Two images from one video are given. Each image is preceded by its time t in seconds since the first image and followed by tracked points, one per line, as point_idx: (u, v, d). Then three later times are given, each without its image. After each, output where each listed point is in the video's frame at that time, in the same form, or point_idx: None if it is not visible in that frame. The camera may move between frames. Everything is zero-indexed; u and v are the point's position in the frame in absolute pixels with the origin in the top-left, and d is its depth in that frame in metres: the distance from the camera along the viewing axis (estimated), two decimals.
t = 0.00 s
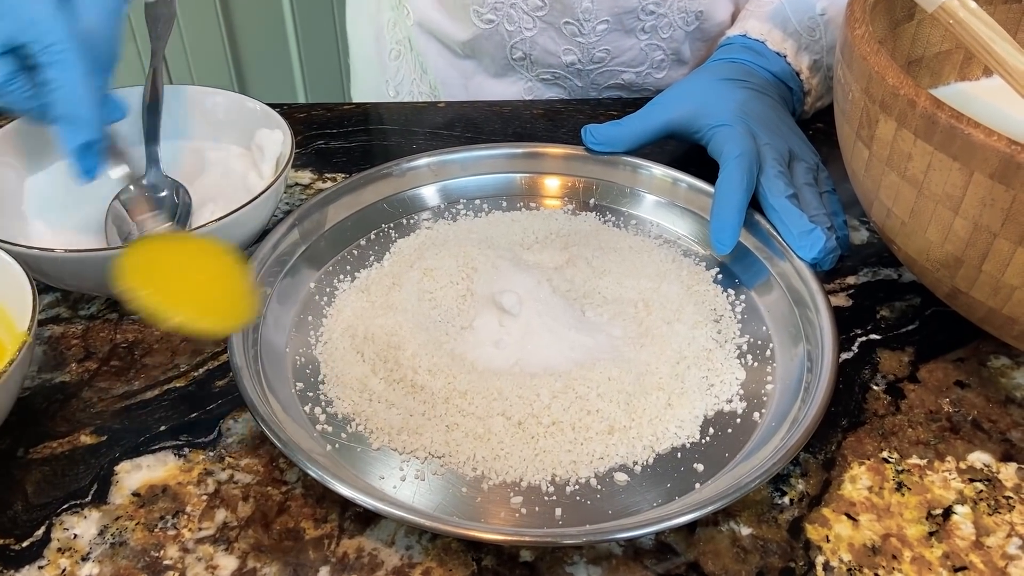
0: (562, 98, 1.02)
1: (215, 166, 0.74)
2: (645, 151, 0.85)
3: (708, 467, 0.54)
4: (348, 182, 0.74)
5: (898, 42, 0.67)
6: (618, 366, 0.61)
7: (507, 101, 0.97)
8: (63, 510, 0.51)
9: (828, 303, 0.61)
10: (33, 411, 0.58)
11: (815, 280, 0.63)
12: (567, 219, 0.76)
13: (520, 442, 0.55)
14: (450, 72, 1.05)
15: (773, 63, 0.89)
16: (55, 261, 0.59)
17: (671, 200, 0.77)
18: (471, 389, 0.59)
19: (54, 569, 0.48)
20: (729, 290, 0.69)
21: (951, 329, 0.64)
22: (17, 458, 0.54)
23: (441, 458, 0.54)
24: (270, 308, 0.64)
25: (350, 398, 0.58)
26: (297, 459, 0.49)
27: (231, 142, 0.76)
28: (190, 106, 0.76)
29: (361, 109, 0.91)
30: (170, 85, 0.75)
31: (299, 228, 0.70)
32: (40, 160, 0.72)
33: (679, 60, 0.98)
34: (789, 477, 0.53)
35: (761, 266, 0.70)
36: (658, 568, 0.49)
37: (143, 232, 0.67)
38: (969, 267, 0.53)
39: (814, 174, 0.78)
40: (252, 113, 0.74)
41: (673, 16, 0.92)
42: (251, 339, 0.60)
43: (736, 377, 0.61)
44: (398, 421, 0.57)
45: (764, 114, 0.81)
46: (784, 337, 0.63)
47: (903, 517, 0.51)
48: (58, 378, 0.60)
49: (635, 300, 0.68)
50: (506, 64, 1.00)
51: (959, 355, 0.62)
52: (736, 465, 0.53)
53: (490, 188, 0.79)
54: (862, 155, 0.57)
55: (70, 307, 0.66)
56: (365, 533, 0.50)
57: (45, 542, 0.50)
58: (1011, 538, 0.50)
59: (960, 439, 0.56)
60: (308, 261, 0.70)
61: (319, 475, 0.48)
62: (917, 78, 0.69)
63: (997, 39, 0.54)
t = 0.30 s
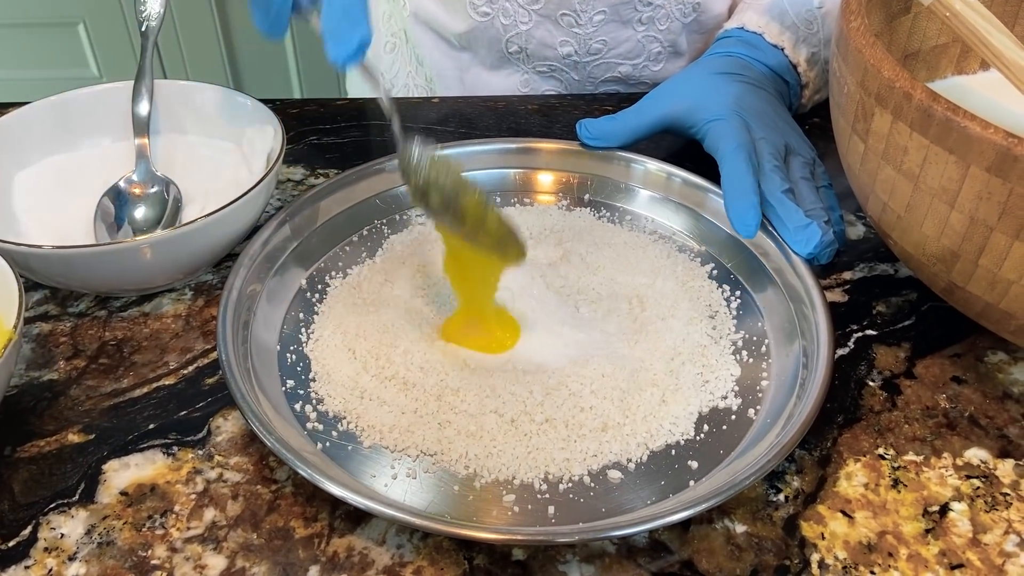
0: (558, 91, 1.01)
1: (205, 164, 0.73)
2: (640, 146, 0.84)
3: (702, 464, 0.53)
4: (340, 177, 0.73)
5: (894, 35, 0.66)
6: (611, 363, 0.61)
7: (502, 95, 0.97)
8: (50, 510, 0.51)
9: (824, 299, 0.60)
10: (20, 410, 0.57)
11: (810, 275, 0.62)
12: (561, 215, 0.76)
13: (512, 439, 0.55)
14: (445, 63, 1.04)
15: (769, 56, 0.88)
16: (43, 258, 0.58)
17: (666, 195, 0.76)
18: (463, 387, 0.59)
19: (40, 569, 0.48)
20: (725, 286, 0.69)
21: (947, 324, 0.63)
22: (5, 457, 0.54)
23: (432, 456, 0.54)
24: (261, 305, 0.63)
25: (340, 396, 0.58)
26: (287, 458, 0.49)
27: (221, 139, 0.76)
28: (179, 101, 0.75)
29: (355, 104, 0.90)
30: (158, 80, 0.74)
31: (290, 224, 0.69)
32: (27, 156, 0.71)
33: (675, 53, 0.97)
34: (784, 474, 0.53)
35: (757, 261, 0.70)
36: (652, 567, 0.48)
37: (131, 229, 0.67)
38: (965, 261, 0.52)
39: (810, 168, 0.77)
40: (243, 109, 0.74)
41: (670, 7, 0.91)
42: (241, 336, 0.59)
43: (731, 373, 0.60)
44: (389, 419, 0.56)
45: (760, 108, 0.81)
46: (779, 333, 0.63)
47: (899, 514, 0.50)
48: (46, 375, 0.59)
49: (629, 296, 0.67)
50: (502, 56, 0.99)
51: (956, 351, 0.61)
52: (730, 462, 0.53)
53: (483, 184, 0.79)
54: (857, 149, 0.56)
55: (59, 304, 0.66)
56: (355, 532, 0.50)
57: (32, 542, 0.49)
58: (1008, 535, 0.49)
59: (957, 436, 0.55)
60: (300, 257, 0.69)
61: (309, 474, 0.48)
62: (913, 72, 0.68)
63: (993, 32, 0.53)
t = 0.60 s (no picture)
0: (556, 85, 1.00)
1: (195, 161, 0.73)
2: (634, 142, 0.84)
3: (695, 462, 0.53)
4: (331, 173, 0.73)
5: (889, 30, 0.65)
6: (604, 360, 0.60)
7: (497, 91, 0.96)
8: (36, 510, 0.50)
9: (818, 295, 0.60)
10: (6, 409, 0.56)
11: (804, 271, 0.62)
12: (554, 212, 0.75)
13: (504, 438, 0.54)
14: (442, 55, 1.02)
15: (763, 51, 0.88)
16: (29, 256, 0.57)
17: (660, 191, 0.76)
18: (455, 385, 0.58)
19: (25, 570, 0.47)
20: (719, 282, 0.68)
21: (942, 321, 0.63)
22: None
23: (423, 454, 0.53)
24: (250, 303, 0.63)
25: (331, 394, 0.57)
26: (275, 458, 0.48)
27: (212, 135, 0.75)
28: (169, 96, 0.74)
29: (347, 101, 0.90)
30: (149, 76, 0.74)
31: (281, 221, 0.69)
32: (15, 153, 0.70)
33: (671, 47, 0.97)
34: (778, 472, 0.52)
35: (751, 258, 0.69)
36: (644, 566, 0.47)
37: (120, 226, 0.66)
38: (960, 257, 0.52)
39: (804, 164, 0.77)
40: (233, 105, 0.73)
41: None
42: (230, 334, 0.58)
43: (725, 370, 0.60)
44: (380, 417, 0.56)
45: (755, 103, 0.80)
46: (773, 330, 0.62)
47: (894, 511, 0.50)
48: (33, 374, 0.59)
49: (623, 293, 0.67)
50: (498, 49, 0.99)
51: (951, 347, 0.61)
52: (723, 459, 0.52)
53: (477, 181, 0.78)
54: (851, 144, 0.56)
55: (47, 302, 0.65)
56: (344, 531, 0.49)
57: (17, 542, 0.48)
58: (1003, 533, 0.49)
59: (952, 433, 0.55)
60: (291, 255, 0.68)
61: (298, 473, 0.47)
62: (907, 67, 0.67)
63: (988, 25, 0.53)
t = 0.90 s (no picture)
0: (553, 82, 1.00)
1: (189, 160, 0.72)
2: (631, 139, 0.83)
3: (692, 462, 0.52)
4: (326, 171, 0.72)
5: (887, 26, 0.65)
6: (600, 359, 0.60)
7: (493, 88, 0.96)
8: (26, 511, 0.50)
9: (815, 293, 0.59)
10: None
11: (802, 269, 0.62)
12: (550, 210, 0.75)
13: (500, 438, 0.54)
14: (438, 54, 1.02)
15: (761, 48, 0.87)
16: (19, 256, 0.57)
17: (656, 188, 0.75)
18: (451, 384, 0.58)
19: (15, 573, 0.47)
20: (716, 280, 0.68)
21: (940, 319, 0.63)
22: None
23: (418, 455, 0.53)
24: (243, 302, 0.62)
25: (325, 394, 0.57)
26: (268, 459, 0.48)
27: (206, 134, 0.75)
28: (161, 94, 0.74)
29: (342, 98, 0.89)
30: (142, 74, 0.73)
31: (275, 219, 0.68)
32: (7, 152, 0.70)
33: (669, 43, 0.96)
34: (776, 471, 0.52)
35: (748, 255, 0.69)
36: (640, 567, 0.47)
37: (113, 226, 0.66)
38: (958, 255, 0.51)
39: (802, 161, 0.77)
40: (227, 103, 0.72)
41: None
42: (223, 334, 0.58)
43: (722, 369, 0.59)
44: (374, 417, 0.55)
45: (752, 100, 0.80)
46: (770, 328, 0.62)
47: (891, 511, 0.50)
48: (24, 374, 0.58)
49: (619, 292, 0.66)
50: (495, 45, 0.98)
51: (950, 346, 0.60)
52: (720, 459, 0.52)
53: (473, 179, 0.78)
54: (849, 140, 0.56)
55: (38, 301, 0.65)
56: (338, 532, 0.49)
57: (7, 544, 0.48)
58: (1002, 532, 0.48)
59: (950, 431, 0.54)
60: (284, 253, 0.68)
61: (291, 474, 0.47)
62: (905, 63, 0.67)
63: (987, 22, 0.52)
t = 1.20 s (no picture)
0: (545, 76, 0.99)
1: (180, 155, 0.71)
2: (627, 134, 0.83)
3: (688, 459, 0.52)
4: (319, 167, 0.71)
5: (886, 19, 0.64)
6: (596, 356, 0.59)
7: (488, 83, 0.95)
8: (15, 511, 0.49)
9: (813, 288, 0.58)
10: None
11: (799, 265, 0.61)
12: (546, 206, 0.74)
13: (494, 436, 0.53)
14: (430, 48, 1.02)
15: (757, 42, 0.87)
16: (7, 253, 0.56)
17: (652, 184, 0.74)
18: (444, 381, 0.57)
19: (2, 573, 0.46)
20: (713, 277, 0.67)
21: (939, 315, 0.62)
22: None
23: (412, 452, 0.52)
24: (235, 299, 0.61)
25: (318, 392, 0.56)
26: (260, 457, 0.47)
27: (198, 130, 0.74)
28: (154, 90, 0.73)
29: (337, 94, 0.88)
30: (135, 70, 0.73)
31: (268, 216, 0.67)
32: None
33: (665, 39, 0.96)
34: (773, 469, 0.51)
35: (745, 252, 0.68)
36: (636, 566, 0.47)
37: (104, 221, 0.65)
38: (958, 250, 0.51)
39: (799, 156, 0.76)
40: (219, 99, 0.72)
41: None
42: (214, 331, 0.57)
43: (719, 365, 0.59)
44: (368, 415, 0.54)
45: (748, 95, 0.79)
46: (768, 324, 0.61)
47: (890, 509, 0.49)
48: (14, 373, 0.58)
49: (616, 288, 0.66)
50: (488, 38, 0.98)
51: (949, 342, 0.60)
52: (718, 456, 0.51)
53: (468, 174, 0.77)
54: (847, 135, 0.55)
55: (29, 299, 0.64)
56: (331, 532, 0.48)
57: None
58: (1002, 530, 0.48)
59: (949, 428, 0.54)
60: (278, 250, 0.67)
61: (282, 473, 0.46)
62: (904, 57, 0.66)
63: (987, 15, 0.52)
